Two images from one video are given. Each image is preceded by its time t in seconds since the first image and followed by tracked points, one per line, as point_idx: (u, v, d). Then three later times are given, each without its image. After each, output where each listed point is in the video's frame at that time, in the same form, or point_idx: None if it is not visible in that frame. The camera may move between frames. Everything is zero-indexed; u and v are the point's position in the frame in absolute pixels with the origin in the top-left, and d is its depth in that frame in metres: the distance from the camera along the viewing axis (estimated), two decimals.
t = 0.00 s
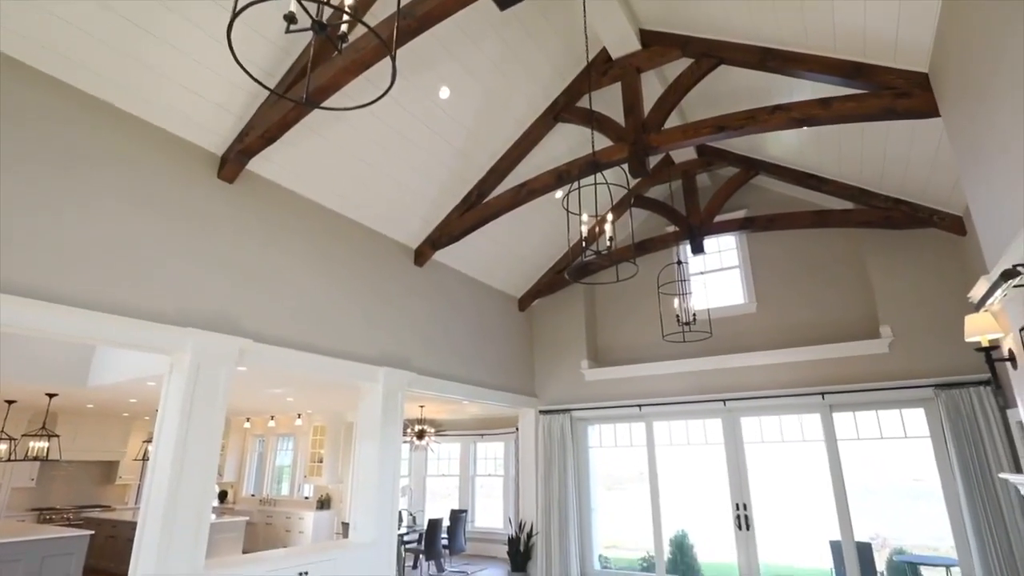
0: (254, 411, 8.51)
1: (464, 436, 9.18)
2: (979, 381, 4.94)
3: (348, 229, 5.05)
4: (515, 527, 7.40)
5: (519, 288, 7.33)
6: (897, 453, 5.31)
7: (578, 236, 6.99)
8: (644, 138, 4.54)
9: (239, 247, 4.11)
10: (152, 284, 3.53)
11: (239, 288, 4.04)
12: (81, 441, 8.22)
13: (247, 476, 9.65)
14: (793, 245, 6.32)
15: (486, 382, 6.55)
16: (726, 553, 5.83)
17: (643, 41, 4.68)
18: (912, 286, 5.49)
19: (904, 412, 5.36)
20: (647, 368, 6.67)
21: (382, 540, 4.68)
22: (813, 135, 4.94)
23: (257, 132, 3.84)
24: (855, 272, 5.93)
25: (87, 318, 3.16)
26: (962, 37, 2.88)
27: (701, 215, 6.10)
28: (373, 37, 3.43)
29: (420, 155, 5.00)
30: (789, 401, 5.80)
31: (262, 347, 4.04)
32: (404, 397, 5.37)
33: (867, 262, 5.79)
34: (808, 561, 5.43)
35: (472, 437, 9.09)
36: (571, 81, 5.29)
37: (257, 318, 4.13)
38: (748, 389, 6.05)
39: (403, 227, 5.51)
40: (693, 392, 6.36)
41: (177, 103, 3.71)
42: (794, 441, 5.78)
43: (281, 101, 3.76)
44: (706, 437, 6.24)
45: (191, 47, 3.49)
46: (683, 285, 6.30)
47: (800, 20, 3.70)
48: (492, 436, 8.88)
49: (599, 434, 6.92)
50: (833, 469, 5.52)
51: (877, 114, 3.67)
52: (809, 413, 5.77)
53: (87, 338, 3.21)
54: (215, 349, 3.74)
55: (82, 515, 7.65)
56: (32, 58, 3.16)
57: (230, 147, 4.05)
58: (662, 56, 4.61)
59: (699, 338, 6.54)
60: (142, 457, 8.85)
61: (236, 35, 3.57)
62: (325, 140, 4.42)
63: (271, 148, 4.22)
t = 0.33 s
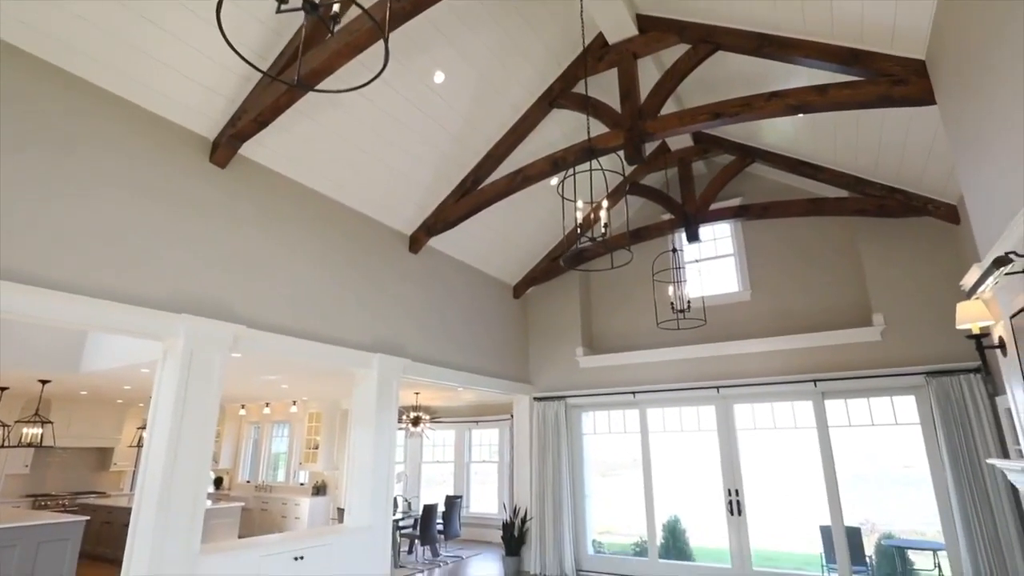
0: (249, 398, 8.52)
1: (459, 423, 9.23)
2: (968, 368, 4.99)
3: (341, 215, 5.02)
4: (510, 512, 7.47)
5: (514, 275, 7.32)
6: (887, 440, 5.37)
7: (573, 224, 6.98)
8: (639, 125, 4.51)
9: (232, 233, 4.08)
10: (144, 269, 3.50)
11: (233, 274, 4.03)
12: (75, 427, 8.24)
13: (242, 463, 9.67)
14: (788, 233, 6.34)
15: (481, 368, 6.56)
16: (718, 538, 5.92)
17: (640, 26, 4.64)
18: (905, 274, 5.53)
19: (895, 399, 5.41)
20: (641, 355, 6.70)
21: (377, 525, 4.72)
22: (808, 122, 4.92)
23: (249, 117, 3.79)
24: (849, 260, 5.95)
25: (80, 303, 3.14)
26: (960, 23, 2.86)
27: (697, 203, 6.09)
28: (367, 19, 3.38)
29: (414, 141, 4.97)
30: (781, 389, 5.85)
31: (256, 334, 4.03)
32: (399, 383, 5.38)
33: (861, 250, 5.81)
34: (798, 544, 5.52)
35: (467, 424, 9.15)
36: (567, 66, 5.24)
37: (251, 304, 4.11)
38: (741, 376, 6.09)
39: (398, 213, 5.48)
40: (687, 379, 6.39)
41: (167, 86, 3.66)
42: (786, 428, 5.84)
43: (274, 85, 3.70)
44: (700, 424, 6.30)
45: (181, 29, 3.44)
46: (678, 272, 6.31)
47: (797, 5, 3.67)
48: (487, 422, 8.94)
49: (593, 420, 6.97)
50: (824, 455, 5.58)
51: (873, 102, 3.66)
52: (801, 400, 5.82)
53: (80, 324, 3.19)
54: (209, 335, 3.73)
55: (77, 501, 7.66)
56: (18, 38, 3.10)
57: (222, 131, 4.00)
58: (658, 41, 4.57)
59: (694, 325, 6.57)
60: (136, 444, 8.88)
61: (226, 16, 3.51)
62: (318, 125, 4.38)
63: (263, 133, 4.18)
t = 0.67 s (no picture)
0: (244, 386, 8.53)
1: (454, 410, 9.28)
2: (960, 356, 5.04)
3: (336, 201, 4.99)
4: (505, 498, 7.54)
5: (510, 262, 7.31)
6: (878, 426, 5.43)
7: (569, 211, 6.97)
8: (636, 111, 4.48)
9: (226, 219, 4.05)
10: (137, 255, 3.48)
11: (227, 260, 4.00)
12: (70, 415, 8.25)
13: (237, 450, 9.68)
14: (783, 221, 6.34)
15: (477, 356, 6.58)
16: (710, 523, 5.99)
17: (637, 11, 4.59)
18: (898, 262, 5.55)
19: (887, 386, 5.46)
20: (636, 342, 6.73)
21: (372, 511, 4.75)
22: (805, 110, 4.91)
23: (242, 101, 3.74)
24: (844, 248, 5.97)
25: (72, 290, 3.11)
26: (959, 9, 2.84)
27: (693, 190, 6.08)
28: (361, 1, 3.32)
29: (409, 127, 4.93)
30: (775, 376, 5.89)
31: (251, 320, 4.01)
32: (394, 370, 5.39)
33: (855, 238, 5.83)
34: (789, 529, 5.59)
35: (463, 411, 9.20)
36: (563, 51, 5.19)
37: (245, 291, 4.09)
38: (735, 364, 6.13)
39: (393, 200, 5.45)
40: (681, 367, 6.43)
41: (158, 69, 3.60)
42: (779, 415, 5.89)
43: (267, 68, 3.65)
44: (694, 410, 6.34)
45: (171, 11, 3.37)
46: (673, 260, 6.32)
47: None
48: (482, 410, 8.99)
49: (587, 407, 7.01)
50: (816, 441, 5.64)
51: (870, 89, 3.65)
52: (794, 387, 5.87)
53: (72, 310, 3.17)
54: (203, 323, 3.71)
55: (73, 488, 7.67)
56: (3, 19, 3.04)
57: (215, 116, 3.95)
58: (656, 27, 4.52)
59: (688, 313, 6.59)
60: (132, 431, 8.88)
61: None
62: (312, 110, 4.34)
63: (255, 118, 4.13)
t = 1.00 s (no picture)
0: (240, 373, 8.53)
1: (450, 398, 9.32)
2: (953, 344, 5.07)
3: (331, 188, 4.95)
4: (500, 485, 7.60)
5: (506, 250, 7.30)
6: (871, 413, 5.48)
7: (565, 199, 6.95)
8: (633, 98, 4.45)
9: (221, 206, 4.02)
10: (130, 242, 3.45)
11: (221, 247, 3.98)
12: (66, 402, 8.24)
13: (234, 437, 9.70)
14: (779, 209, 6.34)
15: (473, 344, 6.59)
16: (704, 509, 6.05)
17: None
18: (893, 250, 5.57)
19: (880, 374, 5.50)
20: (631, 330, 6.75)
21: (370, 497, 4.79)
22: (803, 97, 4.88)
23: (235, 86, 3.69)
24: (839, 236, 5.97)
25: (65, 276, 3.09)
26: None
27: (690, 178, 6.06)
28: None
29: (404, 113, 4.89)
30: (769, 364, 5.92)
31: (246, 308, 4.00)
32: (390, 358, 5.39)
33: (851, 226, 5.84)
34: (782, 514, 5.66)
35: (459, 399, 9.24)
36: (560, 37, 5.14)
37: (240, 278, 4.07)
38: (730, 352, 6.15)
39: (388, 187, 5.42)
40: (676, 355, 6.45)
41: (149, 53, 3.55)
42: (773, 402, 5.93)
43: (260, 53, 3.60)
44: (688, 398, 6.38)
45: None
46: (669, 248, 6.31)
47: None
48: (478, 397, 9.03)
49: (583, 395, 7.04)
50: (809, 428, 5.69)
51: (867, 76, 3.64)
52: (788, 375, 5.91)
53: (66, 297, 3.14)
54: (198, 310, 3.69)
55: (69, 475, 7.67)
56: None
57: (207, 101, 3.90)
58: (653, 12, 4.47)
59: (684, 301, 6.61)
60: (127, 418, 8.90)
61: None
62: (306, 96, 4.29)
63: (249, 103, 4.08)
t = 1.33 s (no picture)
0: (235, 361, 8.52)
1: (446, 386, 9.34)
2: (945, 332, 5.11)
3: (325, 175, 4.91)
4: (496, 472, 7.65)
5: (502, 238, 7.28)
6: (863, 401, 5.52)
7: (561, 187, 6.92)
8: (630, 85, 4.42)
9: (214, 193, 3.98)
10: (122, 228, 3.42)
11: (214, 234, 3.94)
12: (60, 390, 8.22)
13: (229, 425, 9.71)
14: (775, 198, 6.34)
15: (468, 332, 6.59)
16: (697, 495, 6.12)
17: None
18: (888, 239, 5.58)
19: (873, 362, 5.55)
20: (626, 318, 6.77)
21: (367, 484, 4.83)
22: (800, 84, 4.86)
23: (227, 70, 3.64)
24: (835, 225, 5.98)
25: (56, 262, 3.06)
26: None
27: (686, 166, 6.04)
28: None
29: (399, 99, 4.84)
30: (763, 352, 5.95)
31: (240, 295, 3.98)
32: (385, 346, 5.38)
33: (846, 215, 5.85)
34: (774, 500, 5.72)
35: (454, 387, 9.27)
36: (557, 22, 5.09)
37: (234, 265, 4.04)
38: (725, 340, 6.18)
39: (383, 174, 5.39)
40: (671, 343, 6.48)
41: (139, 36, 3.50)
42: (766, 389, 5.97)
43: (252, 37, 3.55)
44: (683, 385, 6.42)
45: None
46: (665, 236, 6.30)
47: None
48: (474, 385, 9.06)
49: (578, 383, 7.07)
50: (802, 415, 5.73)
51: (865, 64, 3.62)
52: (782, 363, 5.95)
53: (57, 284, 3.11)
54: (191, 297, 3.67)
55: (65, 463, 7.67)
56: None
57: (199, 86, 3.84)
58: None
59: (679, 289, 6.62)
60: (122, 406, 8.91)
61: None
62: (298, 81, 4.24)
63: (241, 88, 4.03)
